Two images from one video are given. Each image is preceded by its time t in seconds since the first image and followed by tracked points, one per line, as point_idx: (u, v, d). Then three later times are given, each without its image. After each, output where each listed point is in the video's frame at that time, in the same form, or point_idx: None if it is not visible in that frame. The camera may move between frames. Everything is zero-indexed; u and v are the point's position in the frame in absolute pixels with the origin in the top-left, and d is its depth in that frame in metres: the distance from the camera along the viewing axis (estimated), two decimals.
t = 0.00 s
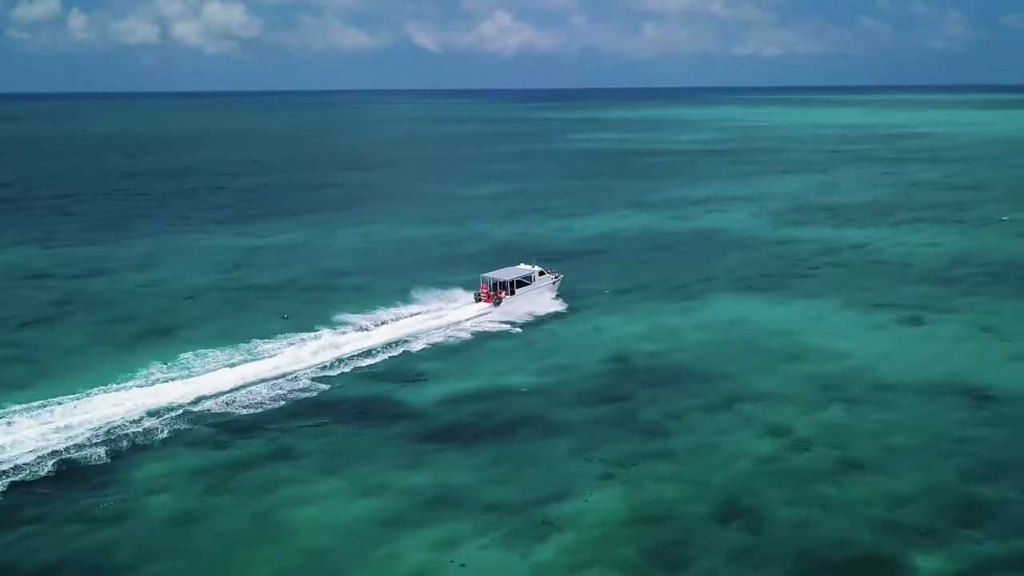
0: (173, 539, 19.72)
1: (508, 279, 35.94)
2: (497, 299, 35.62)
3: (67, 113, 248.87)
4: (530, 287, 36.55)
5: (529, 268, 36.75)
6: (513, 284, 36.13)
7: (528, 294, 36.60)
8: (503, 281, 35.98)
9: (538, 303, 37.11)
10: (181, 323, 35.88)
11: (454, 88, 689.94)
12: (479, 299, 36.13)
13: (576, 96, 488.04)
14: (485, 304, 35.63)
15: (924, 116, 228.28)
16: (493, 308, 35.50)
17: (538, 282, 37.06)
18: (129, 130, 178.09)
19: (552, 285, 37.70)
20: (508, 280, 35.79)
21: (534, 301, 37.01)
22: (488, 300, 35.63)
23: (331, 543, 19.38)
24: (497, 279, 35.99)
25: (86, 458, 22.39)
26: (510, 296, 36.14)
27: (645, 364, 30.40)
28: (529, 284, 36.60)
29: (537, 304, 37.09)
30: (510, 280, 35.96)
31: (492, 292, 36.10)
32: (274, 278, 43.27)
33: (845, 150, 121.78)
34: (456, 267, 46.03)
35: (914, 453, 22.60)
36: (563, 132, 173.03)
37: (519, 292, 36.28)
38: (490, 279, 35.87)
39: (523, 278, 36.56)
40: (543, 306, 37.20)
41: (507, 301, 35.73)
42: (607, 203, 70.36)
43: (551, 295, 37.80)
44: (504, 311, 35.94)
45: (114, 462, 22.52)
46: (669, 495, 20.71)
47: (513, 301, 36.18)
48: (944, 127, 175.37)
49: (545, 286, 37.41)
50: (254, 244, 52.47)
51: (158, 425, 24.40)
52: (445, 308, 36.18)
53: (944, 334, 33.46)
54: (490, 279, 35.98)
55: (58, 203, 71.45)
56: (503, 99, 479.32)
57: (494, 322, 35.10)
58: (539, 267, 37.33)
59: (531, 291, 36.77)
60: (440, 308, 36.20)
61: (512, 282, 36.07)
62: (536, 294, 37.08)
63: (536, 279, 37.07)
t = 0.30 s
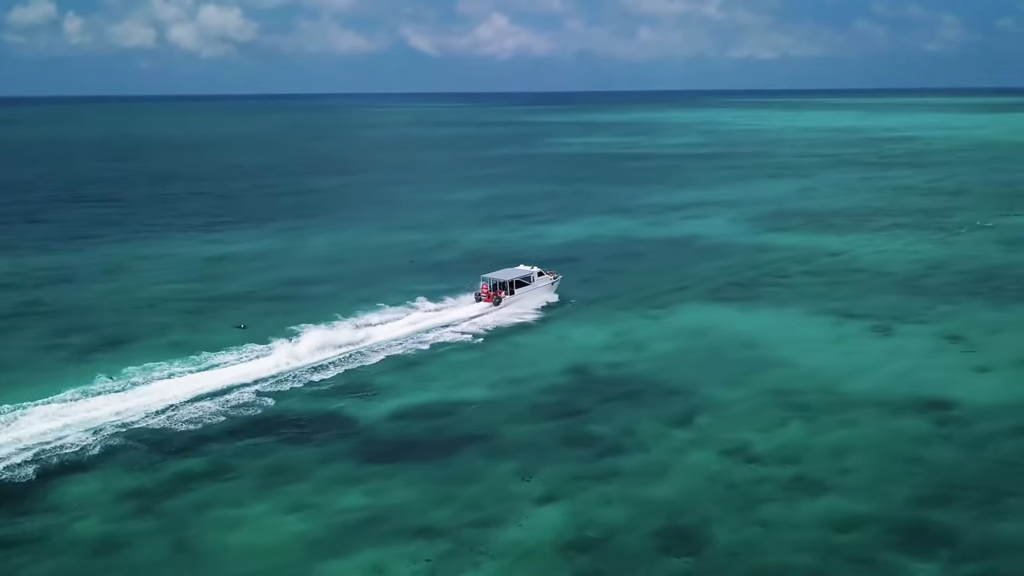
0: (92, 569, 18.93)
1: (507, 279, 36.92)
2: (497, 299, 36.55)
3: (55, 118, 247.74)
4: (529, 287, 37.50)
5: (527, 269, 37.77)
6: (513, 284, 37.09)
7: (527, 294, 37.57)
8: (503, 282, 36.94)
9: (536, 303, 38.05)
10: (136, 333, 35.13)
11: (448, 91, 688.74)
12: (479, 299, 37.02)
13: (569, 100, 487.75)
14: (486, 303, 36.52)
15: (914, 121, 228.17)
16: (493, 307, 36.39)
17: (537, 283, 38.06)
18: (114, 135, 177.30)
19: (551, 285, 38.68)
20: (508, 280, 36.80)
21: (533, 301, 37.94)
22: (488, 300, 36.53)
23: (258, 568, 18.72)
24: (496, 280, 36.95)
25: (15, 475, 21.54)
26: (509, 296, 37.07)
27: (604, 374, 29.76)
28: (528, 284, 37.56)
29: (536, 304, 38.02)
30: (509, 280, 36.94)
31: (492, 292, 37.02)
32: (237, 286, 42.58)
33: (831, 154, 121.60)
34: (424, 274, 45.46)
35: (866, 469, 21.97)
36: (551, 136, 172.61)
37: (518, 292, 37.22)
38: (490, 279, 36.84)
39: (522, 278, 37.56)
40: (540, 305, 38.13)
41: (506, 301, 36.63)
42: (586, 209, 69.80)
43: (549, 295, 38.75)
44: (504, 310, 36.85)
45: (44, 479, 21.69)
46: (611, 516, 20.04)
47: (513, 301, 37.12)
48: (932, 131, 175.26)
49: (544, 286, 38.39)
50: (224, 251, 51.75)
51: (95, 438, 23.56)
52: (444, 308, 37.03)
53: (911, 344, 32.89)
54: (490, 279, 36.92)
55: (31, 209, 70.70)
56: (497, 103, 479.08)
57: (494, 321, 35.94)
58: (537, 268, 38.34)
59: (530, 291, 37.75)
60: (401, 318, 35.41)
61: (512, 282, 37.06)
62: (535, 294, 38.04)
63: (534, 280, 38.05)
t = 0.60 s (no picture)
0: None
1: (507, 280, 38.06)
2: (497, 298, 37.63)
3: (45, 120, 246.93)
4: (529, 287, 38.60)
5: (527, 270, 38.92)
6: (512, 284, 38.18)
7: (528, 293, 38.66)
8: (503, 282, 38.05)
9: (536, 303, 39.11)
10: (94, 343, 34.60)
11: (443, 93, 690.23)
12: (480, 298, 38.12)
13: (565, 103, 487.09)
14: (486, 302, 37.60)
15: (909, 122, 227.54)
16: (493, 306, 37.44)
17: (537, 283, 39.15)
18: (104, 137, 176.55)
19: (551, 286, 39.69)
20: (508, 280, 37.92)
21: (533, 301, 39.01)
22: (488, 300, 37.65)
23: None
24: (497, 280, 38.07)
25: None
26: (508, 296, 38.13)
27: (567, 384, 29.26)
28: (527, 284, 38.62)
29: (535, 304, 39.09)
30: (509, 281, 38.07)
31: (493, 292, 38.13)
32: (203, 294, 42.06)
33: (821, 157, 121.26)
34: (395, 280, 45.01)
35: (823, 487, 21.49)
36: (542, 138, 172.17)
37: (518, 292, 38.31)
38: (489, 280, 37.96)
39: (522, 279, 38.71)
40: (541, 305, 39.17)
41: (506, 300, 37.72)
42: (570, 213, 69.29)
43: (547, 296, 39.80)
44: (505, 310, 37.95)
45: None
46: (558, 534, 19.55)
47: (514, 300, 38.23)
48: (926, 133, 174.76)
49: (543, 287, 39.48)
50: (198, 257, 51.18)
51: (36, 452, 22.95)
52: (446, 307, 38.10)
53: (883, 353, 32.41)
54: (490, 280, 38.02)
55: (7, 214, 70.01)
56: (492, 105, 478.23)
57: (493, 319, 36.97)
58: (536, 270, 39.47)
59: (530, 291, 38.80)
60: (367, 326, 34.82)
61: (512, 282, 38.16)
62: (536, 294, 39.11)
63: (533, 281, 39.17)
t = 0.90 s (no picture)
0: None
1: (508, 279, 39.63)
2: (498, 297, 39.01)
3: (35, 123, 246.39)
4: (529, 286, 40.16)
5: (527, 271, 40.60)
6: (513, 283, 39.72)
7: (528, 293, 40.21)
8: (503, 281, 39.54)
9: (537, 302, 40.61)
10: (52, 351, 34.03)
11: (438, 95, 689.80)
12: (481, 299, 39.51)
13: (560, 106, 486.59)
14: (486, 301, 38.94)
15: (902, 125, 227.30)
16: (494, 305, 38.83)
17: (536, 284, 40.75)
18: (93, 141, 175.90)
19: (550, 286, 41.35)
20: (508, 280, 39.46)
21: (533, 300, 40.52)
22: (489, 299, 39.00)
23: None
24: (497, 280, 39.61)
25: None
26: (508, 295, 39.56)
27: (527, 394, 28.77)
28: (527, 284, 40.22)
29: (536, 303, 40.60)
30: (509, 280, 39.63)
31: (493, 292, 39.55)
32: (169, 301, 41.49)
33: (811, 159, 120.79)
34: (366, 286, 44.49)
35: (776, 504, 21.02)
36: (532, 141, 171.70)
37: (518, 291, 39.81)
38: (490, 280, 39.46)
39: (522, 279, 40.29)
40: (541, 304, 40.68)
41: (507, 298, 39.13)
42: (552, 217, 68.83)
43: (548, 296, 41.41)
44: (505, 309, 39.30)
45: None
46: (501, 554, 19.07)
47: (514, 299, 39.64)
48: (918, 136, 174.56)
49: (542, 286, 40.99)
50: (169, 263, 50.63)
51: None
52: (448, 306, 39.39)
53: (853, 360, 31.93)
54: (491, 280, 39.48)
55: None
56: (488, 108, 477.88)
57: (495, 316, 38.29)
58: (535, 270, 41.08)
59: (530, 290, 40.36)
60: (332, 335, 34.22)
61: (512, 282, 39.68)
62: (536, 294, 40.67)
63: (533, 280, 40.74)
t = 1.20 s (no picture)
0: None
1: (507, 279, 40.19)
2: (498, 297, 39.66)
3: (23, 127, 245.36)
4: (528, 285, 40.78)
5: (527, 270, 41.23)
6: (512, 283, 40.34)
7: (527, 292, 40.87)
8: (503, 281, 40.15)
9: (537, 300, 41.27)
10: (8, 360, 33.47)
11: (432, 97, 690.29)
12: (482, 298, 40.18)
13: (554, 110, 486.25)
14: (486, 301, 39.62)
15: (894, 127, 227.05)
16: (494, 304, 39.49)
17: (536, 283, 41.39)
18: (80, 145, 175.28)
19: (550, 286, 41.98)
20: (507, 280, 40.07)
21: (533, 299, 41.21)
22: (489, 298, 39.71)
23: None
24: (497, 280, 40.17)
25: None
26: (508, 294, 40.23)
27: (487, 404, 28.21)
28: (526, 284, 40.84)
29: (536, 302, 41.23)
30: (509, 280, 40.20)
31: (493, 291, 40.17)
32: (134, 309, 40.95)
33: (799, 163, 120.41)
34: (335, 292, 43.99)
35: (729, 522, 20.49)
36: (522, 144, 171.16)
37: (518, 291, 40.46)
38: (490, 280, 40.09)
39: (522, 279, 40.92)
40: (542, 302, 41.34)
41: (507, 298, 39.80)
42: (532, 222, 68.34)
43: (548, 295, 42.07)
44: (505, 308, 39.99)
45: None
46: None
47: (513, 299, 40.31)
48: (908, 139, 174.30)
49: (542, 286, 41.70)
50: (139, 269, 50.06)
51: None
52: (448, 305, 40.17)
53: (822, 368, 31.41)
54: (491, 280, 40.10)
55: None
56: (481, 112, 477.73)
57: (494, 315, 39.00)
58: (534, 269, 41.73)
59: (530, 290, 41.01)
60: (294, 343, 33.56)
61: (511, 281, 40.28)
62: (535, 293, 41.35)
63: (533, 280, 41.39)
